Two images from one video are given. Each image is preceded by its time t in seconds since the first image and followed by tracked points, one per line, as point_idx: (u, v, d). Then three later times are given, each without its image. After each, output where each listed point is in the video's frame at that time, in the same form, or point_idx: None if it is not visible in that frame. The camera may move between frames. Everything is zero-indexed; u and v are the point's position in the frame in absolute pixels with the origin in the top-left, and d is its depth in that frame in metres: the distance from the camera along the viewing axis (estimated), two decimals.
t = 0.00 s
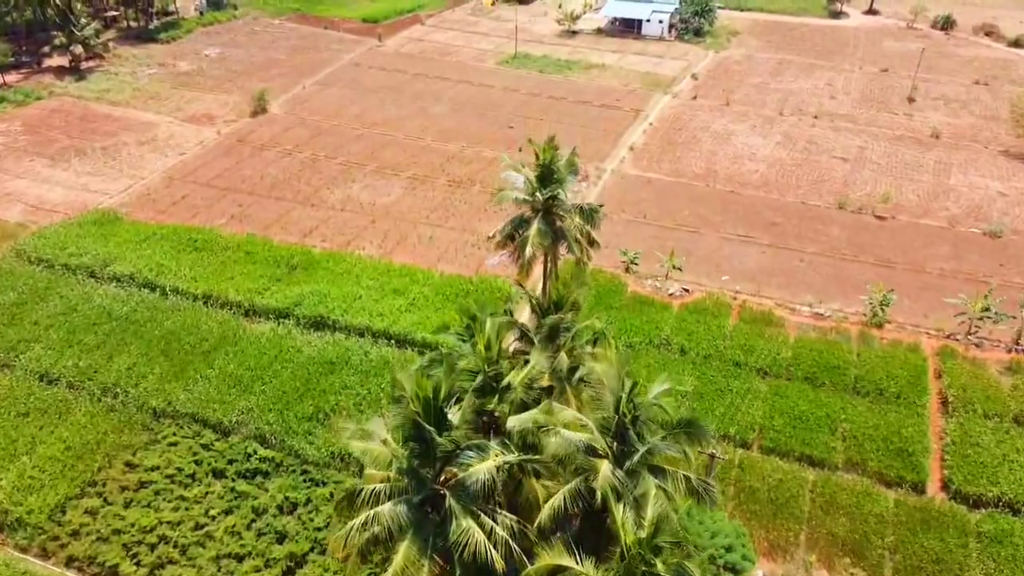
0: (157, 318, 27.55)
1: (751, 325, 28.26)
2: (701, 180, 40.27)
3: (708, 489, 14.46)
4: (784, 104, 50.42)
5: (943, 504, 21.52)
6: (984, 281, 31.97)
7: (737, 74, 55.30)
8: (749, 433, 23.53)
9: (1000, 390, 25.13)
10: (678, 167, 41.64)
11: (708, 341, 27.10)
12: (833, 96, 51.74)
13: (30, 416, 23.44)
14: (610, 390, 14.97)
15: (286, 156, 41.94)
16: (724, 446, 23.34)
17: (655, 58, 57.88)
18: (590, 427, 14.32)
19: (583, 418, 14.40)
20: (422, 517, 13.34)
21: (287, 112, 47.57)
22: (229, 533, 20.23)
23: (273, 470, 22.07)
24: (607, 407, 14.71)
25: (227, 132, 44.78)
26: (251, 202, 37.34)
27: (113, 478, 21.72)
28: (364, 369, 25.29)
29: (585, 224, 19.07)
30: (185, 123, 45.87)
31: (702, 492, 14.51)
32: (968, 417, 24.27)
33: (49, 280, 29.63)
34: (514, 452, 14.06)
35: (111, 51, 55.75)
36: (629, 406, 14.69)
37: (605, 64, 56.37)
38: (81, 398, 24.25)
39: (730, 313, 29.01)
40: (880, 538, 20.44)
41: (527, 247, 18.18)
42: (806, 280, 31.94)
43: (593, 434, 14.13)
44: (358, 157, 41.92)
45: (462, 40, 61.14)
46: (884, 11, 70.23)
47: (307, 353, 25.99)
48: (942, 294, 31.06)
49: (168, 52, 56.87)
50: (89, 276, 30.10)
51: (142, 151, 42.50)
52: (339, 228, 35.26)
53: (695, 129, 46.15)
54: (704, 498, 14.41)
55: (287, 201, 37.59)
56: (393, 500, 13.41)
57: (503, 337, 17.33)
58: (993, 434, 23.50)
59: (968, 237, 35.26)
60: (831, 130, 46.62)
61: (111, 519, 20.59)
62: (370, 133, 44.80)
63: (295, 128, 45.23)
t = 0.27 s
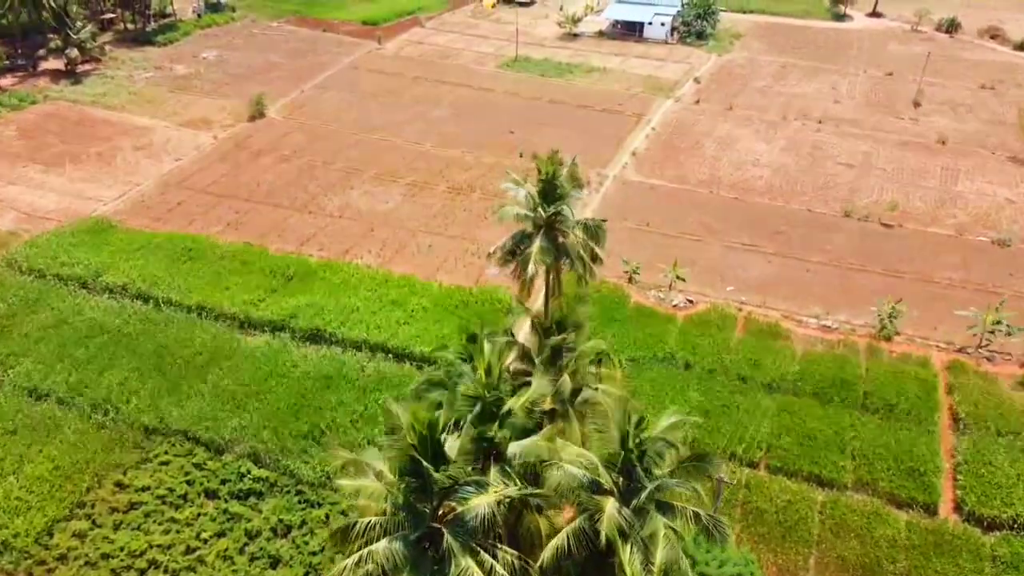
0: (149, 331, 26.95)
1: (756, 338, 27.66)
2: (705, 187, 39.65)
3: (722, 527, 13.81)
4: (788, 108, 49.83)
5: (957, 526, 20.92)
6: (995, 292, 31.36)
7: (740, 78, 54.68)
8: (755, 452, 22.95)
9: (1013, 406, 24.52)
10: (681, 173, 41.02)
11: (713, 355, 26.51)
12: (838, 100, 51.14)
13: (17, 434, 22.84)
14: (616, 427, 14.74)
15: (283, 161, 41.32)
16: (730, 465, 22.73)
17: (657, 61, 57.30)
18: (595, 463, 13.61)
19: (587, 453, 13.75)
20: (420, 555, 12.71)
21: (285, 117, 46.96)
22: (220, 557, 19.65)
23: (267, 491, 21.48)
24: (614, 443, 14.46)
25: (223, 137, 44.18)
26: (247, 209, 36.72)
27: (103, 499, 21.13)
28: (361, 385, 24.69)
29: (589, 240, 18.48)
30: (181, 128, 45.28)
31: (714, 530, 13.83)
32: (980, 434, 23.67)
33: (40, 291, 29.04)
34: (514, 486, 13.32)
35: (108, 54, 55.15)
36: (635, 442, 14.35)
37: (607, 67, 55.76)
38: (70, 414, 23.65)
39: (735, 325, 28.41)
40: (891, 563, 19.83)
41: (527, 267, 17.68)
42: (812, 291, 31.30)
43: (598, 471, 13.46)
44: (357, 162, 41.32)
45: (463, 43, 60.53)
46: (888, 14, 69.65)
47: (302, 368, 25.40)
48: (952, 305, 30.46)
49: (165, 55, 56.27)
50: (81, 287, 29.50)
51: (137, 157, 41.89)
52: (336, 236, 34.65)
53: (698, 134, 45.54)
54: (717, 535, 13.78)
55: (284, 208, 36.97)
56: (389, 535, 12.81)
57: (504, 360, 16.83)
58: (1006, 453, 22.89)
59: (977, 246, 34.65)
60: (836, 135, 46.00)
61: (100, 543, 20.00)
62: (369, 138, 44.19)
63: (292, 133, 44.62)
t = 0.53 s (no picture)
0: (140, 346, 26.26)
1: (764, 353, 26.95)
2: (709, 195, 38.96)
3: None
4: (793, 113, 49.14)
5: (973, 552, 20.23)
6: (1007, 304, 30.67)
7: (744, 82, 53.97)
8: (764, 474, 22.26)
9: None
10: (685, 180, 40.33)
11: (719, 371, 25.81)
12: (843, 105, 50.47)
13: (3, 455, 22.15)
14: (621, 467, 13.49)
15: (280, 169, 40.64)
16: (738, 488, 22.03)
17: (660, 65, 56.62)
18: (601, 509, 12.93)
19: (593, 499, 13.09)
20: None
21: (283, 122, 46.28)
22: None
23: (260, 516, 20.82)
24: (619, 486, 13.24)
25: (220, 144, 43.50)
26: (242, 218, 36.04)
27: (90, 524, 20.46)
28: (357, 403, 24.01)
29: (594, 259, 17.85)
30: (177, 134, 44.60)
31: None
32: (995, 455, 22.97)
33: (29, 303, 28.36)
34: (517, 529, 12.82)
35: (103, 58, 54.46)
36: (643, 485, 13.19)
37: (609, 71, 55.05)
38: (58, 434, 22.95)
39: (741, 339, 27.72)
40: None
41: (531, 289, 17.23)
42: (820, 303, 30.61)
43: (604, 517, 12.81)
44: (355, 169, 40.64)
45: (463, 46, 59.84)
46: (892, 17, 68.98)
47: (297, 385, 24.72)
48: (963, 318, 29.77)
49: (162, 59, 55.58)
50: (71, 300, 28.81)
51: (131, 164, 41.21)
52: (334, 246, 33.96)
53: (701, 140, 44.86)
54: None
55: (280, 216, 36.29)
56: None
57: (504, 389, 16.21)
58: (1023, 475, 22.18)
59: (987, 256, 33.97)
60: (842, 141, 45.28)
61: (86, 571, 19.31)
62: (368, 144, 43.52)
63: (290, 139, 43.95)
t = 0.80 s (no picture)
0: (131, 362, 25.60)
1: (771, 369, 26.27)
2: (712, 202, 38.29)
3: None
4: (797, 118, 48.45)
5: None
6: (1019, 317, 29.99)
7: (747, 86, 53.29)
8: (773, 496, 21.61)
9: None
10: (688, 187, 39.66)
11: (725, 387, 25.16)
12: (848, 110, 49.78)
13: None
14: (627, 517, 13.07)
15: (277, 176, 39.99)
16: (746, 512, 21.36)
17: (662, 69, 55.95)
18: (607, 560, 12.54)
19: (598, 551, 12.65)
20: None
21: (280, 128, 45.63)
22: None
23: (252, 541, 20.20)
24: (625, 537, 12.83)
25: (216, 150, 42.85)
26: (238, 227, 35.39)
27: (76, 550, 19.77)
28: (353, 422, 23.35)
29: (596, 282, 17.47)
30: (173, 140, 43.96)
31: None
32: (1011, 476, 22.28)
33: (18, 317, 27.70)
34: None
35: (99, 62, 53.81)
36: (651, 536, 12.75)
37: (610, 75, 54.38)
38: (45, 455, 22.30)
39: (748, 353, 27.04)
40: None
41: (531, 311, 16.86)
42: (828, 315, 29.94)
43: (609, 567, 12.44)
44: (353, 176, 39.98)
45: (463, 50, 59.18)
46: (896, 19, 68.29)
47: (292, 403, 24.08)
48: (974, 331, 29.10)
49: (158, 63, 54.93)
50: (62, 314, 28.16)
51: (126, 171, 40.56)
52: (331, 255, 33.32)
53: (705, 146, 44.18)
54: None
55: (277, 225, 35.63)
56: None
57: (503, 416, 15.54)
58: None
59: (997, 266, 33.30)
60: (847, 147, 44.60)
61: None
62: (366, 151, 42.87)
63: (287, 145, 43.30)
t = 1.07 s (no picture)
0: (122, 376, 25.00)
1: (777, 383, 25.65)
2: (716, 209, 37.69)
3: None
4: (801, 122, 47.84)
5: None
6: None
7: (751, 90, 52.68)
8: (781, 517, 21.00)
9: None
10: (692, 194, 39.07)
11: (730, 403, 24.54)
12: (852, 114, 49.18)
13: None
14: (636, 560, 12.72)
15: (274, 182, 39.40)
16: (753, 534, 20.73)
17: (664, 72, 55.35)
18: None
19: None
20: None
21: (277, 133, 45.03)
22: None
23: (244, 565, 19.63)
24: None
25: (212, 155, 42.26)
26: (234, 235, 34.81)
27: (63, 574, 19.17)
28: (349, 440, 22.75)
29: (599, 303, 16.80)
30: (169, 145, 43.37)
31: None
32: None
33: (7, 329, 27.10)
34: None
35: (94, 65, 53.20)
36: None
37: (612, 79, 53.79)
38: (32, 474, 21.70)
39: (754, 367, 26.42)
40: None
41: (528, 332, 16.44)
42: (835, 327, 29.34)
43: None
44: (351, 183, 39.40)
45: (463, 53, 58.59)
46: (900, 21, 67.68)
47: (287, 419, 23.48)
48: (984, 343, 28.52)
49: (155, 66, 54.33)
50: (52, 326, 27.56)
51: (121, 177, 39.97)
52: (329, 264, 32.75)
53: (708, 151, 43.58)
54: None
55: (273, 233, 35.05)
56: None
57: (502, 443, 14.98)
58: None
59: (1006, 275, 32.70)
60: (852, 152, 43.99)
61: None
62: (364, 156, 42.28)
63: (284, 151, 42.71)
